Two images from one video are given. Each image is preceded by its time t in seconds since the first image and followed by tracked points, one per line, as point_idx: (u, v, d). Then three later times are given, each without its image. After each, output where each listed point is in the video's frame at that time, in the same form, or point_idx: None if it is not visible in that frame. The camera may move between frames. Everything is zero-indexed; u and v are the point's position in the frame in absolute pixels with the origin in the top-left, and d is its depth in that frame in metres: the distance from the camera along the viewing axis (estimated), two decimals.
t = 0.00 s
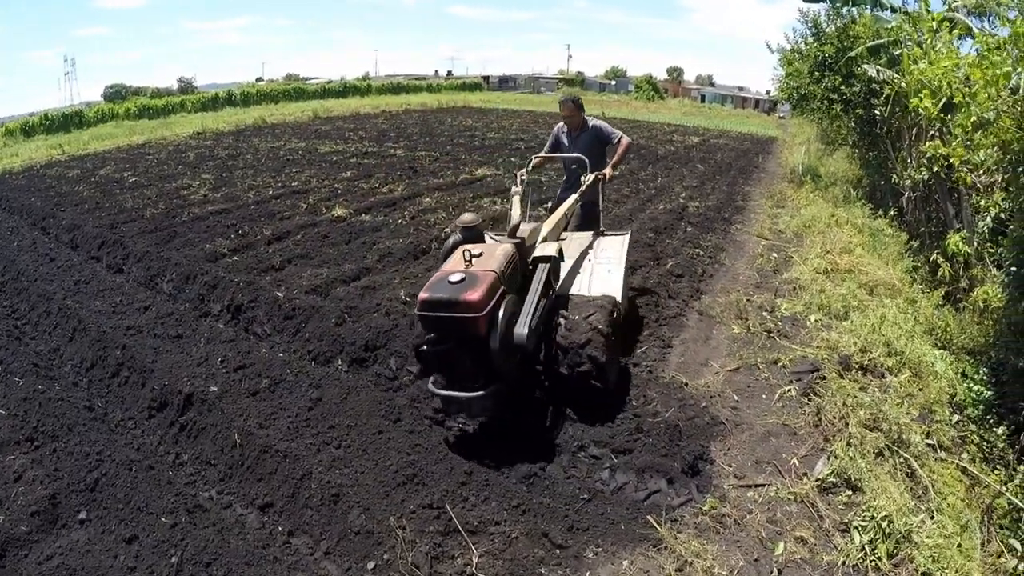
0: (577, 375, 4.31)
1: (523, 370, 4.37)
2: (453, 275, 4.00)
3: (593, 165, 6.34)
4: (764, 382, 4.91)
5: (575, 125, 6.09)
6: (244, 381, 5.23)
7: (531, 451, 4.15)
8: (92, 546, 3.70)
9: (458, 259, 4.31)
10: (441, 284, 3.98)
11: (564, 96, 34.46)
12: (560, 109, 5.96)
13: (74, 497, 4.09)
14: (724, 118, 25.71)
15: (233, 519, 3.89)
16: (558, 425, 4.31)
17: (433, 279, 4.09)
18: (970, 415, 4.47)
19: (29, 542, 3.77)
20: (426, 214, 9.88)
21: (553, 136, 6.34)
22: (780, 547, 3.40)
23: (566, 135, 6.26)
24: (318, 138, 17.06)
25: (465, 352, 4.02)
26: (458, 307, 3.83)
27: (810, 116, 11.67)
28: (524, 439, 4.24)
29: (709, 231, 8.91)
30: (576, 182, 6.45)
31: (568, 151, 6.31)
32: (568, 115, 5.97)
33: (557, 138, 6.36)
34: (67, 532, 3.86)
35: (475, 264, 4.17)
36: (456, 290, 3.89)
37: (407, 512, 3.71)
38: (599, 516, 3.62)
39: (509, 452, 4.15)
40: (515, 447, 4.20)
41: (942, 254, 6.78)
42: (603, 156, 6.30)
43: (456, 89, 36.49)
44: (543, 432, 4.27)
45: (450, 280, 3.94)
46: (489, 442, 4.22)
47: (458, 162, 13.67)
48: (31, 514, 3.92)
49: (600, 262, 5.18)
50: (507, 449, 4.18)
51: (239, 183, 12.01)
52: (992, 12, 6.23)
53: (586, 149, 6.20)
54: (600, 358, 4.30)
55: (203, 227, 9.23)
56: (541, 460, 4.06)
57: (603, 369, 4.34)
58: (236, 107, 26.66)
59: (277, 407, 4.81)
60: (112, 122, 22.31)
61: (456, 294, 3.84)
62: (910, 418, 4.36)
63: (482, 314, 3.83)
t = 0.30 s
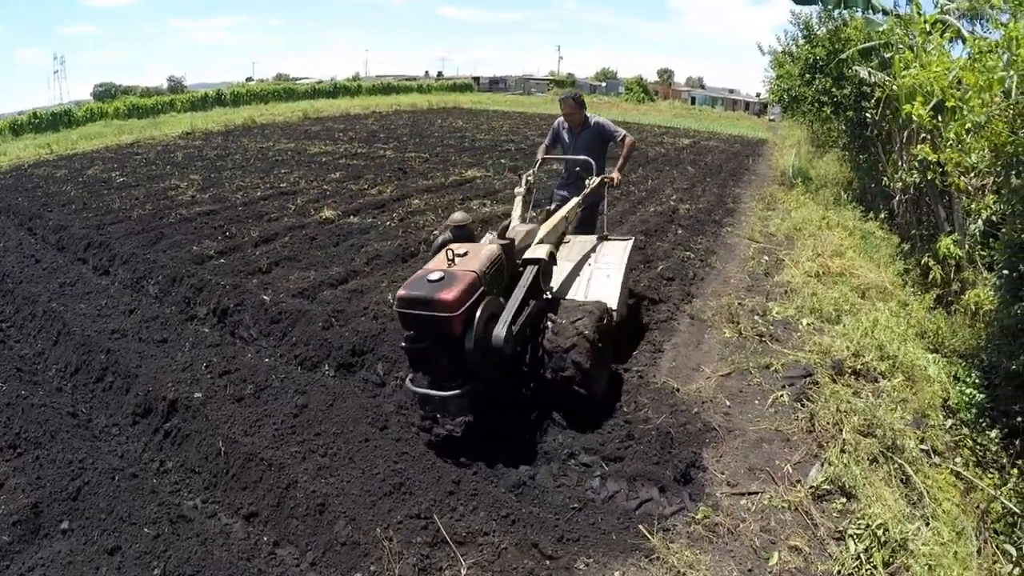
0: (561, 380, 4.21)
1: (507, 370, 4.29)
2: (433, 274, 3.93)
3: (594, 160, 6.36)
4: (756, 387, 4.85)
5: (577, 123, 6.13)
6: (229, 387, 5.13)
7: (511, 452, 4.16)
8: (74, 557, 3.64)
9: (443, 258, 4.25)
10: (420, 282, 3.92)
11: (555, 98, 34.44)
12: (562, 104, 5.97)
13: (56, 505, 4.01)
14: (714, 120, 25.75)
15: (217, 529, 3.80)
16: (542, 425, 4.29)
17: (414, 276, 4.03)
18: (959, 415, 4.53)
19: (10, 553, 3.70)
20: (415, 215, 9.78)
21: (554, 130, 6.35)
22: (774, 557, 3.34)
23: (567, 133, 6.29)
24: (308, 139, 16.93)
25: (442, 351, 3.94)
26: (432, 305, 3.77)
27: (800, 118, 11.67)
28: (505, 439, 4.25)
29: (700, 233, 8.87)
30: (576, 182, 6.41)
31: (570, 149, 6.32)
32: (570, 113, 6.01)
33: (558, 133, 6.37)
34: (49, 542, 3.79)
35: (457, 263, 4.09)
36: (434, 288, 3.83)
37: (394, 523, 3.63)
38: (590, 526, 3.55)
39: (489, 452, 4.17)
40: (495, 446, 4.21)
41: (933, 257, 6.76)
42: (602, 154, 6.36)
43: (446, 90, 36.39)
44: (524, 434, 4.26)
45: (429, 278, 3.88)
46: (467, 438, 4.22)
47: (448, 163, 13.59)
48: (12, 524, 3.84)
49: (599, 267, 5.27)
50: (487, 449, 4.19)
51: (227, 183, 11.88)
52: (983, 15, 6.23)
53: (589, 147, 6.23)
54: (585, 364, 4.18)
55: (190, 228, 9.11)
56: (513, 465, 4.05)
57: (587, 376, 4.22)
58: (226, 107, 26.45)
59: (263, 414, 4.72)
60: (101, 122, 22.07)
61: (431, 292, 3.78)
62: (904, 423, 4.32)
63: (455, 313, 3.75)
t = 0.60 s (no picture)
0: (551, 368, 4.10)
1: (495, 371, 4.16)
2: (417, 276, 3.83)
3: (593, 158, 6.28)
4: (749, 395, 4.77)
5: (571, 122, 6.03)
6: (212, 393, 5.01)
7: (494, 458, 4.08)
8: (53, 566, 3.53)
9: (430, 257, 4.14)
10: (404, 284, 3.82)
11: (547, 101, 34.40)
12: (557, 104, 5.87)
13: (37, 513, 3.90)
14: (705, 124, 25.76)
15: (199, 539, 3.69)
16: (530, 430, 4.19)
17: (398, 277, 3.93)
18: (953, 422, 4.47)
19: None
20: (406, 218, 9.68)
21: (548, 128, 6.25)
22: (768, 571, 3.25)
23: (563, 133, 6.20)
24: (299, 140, 16.80)
25: (424, 353, 3.87)
26: (413, 307, 3.68)
27: (793, 122, 11.63)
28: (491, 441, 4.16)
29: (692, 237, 8.80)
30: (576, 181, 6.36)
31: (566, 148, 6.24)
32: (565, 112, 5.92)
33: (552, 131, 6.28)
34: (29, 550, 3.68)
35: (443, 265, 3.99)
36: (417, 291, 3.73)
37: (378, 535, 3.53)
38: (579, 539, 3.46)
39: (473, 455, 4.09)
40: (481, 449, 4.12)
41: (926, 262, 6.71)
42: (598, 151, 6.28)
43: (439, 92, 36.31)
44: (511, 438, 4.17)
45: (412, 280, 3.78)
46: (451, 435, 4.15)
47: (439, 166, 13.50)
48: None
49: (597, 266, 5.26)
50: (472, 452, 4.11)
51: (216, 184, 11.74)
52: (977, 21, 6.20)
53: (586, 146, 6.14)
54: (576, 350, 4.12)
55: (178, 229, 8.97)
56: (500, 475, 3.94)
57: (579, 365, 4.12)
58: (217, 107, 26.27)
59: (246, 421, 4.60)
60: (92, 121, 21.87)
61: (412, 295, 3.69)
62: (899, 432, 4.25)
63: (436, 317, 3.65)
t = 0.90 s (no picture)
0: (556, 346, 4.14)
1: (495, 368, 4.19)
2: (415, 274, 3.82)
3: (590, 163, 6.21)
4: (743, 405, 4.70)
5: (570, 125, 5.96)
6: (197, 400, 4.90)
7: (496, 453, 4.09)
8: None
9: (427, 257, 4.13)
10: (401, 282, 3.81)
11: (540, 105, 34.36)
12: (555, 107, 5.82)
13: (16, 523, 3.80)
14: (698, 128, 25.74)
15: (180, 551, 3.59)
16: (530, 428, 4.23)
17: (396, 276, 3.93)
18: (948, 429, 4.42)
19: None
20: (396, 222, 9.58)
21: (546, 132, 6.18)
22: None
23: (560, 135, 6.13)
24: (291, 142, 16.68)
25: (423, 349, 3.85)
26: (412, 304, 3.67)
27: (786, 127, 11.60)
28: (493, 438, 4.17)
29: (685, 242, 8.74)
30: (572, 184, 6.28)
31: (563, 151, 6.17)
32: (563, 116, 5.87)
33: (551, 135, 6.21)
34: (7, 561, 3.57)
35: (440, 263, 3.97)
36: (415, 288, 3.72)
37: (362, 550, 3.43)
38: (568, 555, 3.37)
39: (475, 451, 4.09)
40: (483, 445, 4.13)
41: (920, 268, 6.66)
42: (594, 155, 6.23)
43: (432, 95, 36.23)
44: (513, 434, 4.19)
45: (410, 278, 3.77)
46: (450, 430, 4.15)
47: (430, 170, 13.41)
48: None
49: (589, 267, 5.19)
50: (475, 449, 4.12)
51: (206, 186, 11.61)
52: (972, 26, 6.16)
53: (583, 148, 6.06)
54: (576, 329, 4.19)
55: (166, 232, 8.85)
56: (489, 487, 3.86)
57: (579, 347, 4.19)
58: (210, 108, 26.11)
59: (229, 430, 4.49)
60: (84, 121, 21.69)
61: (410, 291, 3.69)
62: (895, 443, 4.17)
63: (435, 312, 3.65)
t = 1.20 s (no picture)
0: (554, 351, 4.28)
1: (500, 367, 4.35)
2: (423, 264, 3.89)
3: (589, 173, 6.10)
4: (737, 415, 4.63)
5: (570, 127, 5.90)
6: (181, 409, 4.79)
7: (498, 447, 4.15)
8: None
9: (433, 250, 4.19)
10: (410, 271, 3.87)
11: (533, 108, 34.31)
12: (554, 110, 5.76)
13: None
14: (691, 132, 25.71)
15: (162, 565, 3.49)
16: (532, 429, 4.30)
17: (404, 266, 3.99)
18: (943, 436, 4.36)
19: None
20: (387, 226, 9.48)
21: (547, 138, 6.13)
22: None
23: (560, 140, 6.06)
24: (282, 145, 16.56)
25: (430, 337, 3.86)
26: (420, 291, 3.72)
27: (779, 132, 11.56)
28: (495, 436, 4.23)
29: (678, 248, 8.68)
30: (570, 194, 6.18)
31: (561, 158, 6.08)
32: (563, 119, 5.81)
33: (551, 142, 6.15)
34: None
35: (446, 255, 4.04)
36: (424, 276, 3.78)
37: (347, 565, 3.34)
38: (559, 571, 3.29)
39: (478, 447, 4.15)
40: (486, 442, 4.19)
41: (915, 274, 6.61)
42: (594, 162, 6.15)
43: (424, 99, 36.13)
44: (515, 433, 4.26)
45: (419, 267, 3.84)
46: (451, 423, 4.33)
47: (422, 173, 13.33)
48: None
49: (584, 271, 5.15)
50: (478, 444, 4.17)
51: (195, 189, 11.49)
52: (966, 31, 6.12)
53: (581, 155, 5.97)
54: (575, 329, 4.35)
55: (155, 235, 8.73)
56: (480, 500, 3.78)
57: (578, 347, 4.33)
58: (202, 110, 25.94)
59: (215, 440, 4.39)
60: (76, 122, 21.52)
61: (419, 279, 3.74)
62: (891, 454, 4.11)
63: (443, 299, 3.69)
